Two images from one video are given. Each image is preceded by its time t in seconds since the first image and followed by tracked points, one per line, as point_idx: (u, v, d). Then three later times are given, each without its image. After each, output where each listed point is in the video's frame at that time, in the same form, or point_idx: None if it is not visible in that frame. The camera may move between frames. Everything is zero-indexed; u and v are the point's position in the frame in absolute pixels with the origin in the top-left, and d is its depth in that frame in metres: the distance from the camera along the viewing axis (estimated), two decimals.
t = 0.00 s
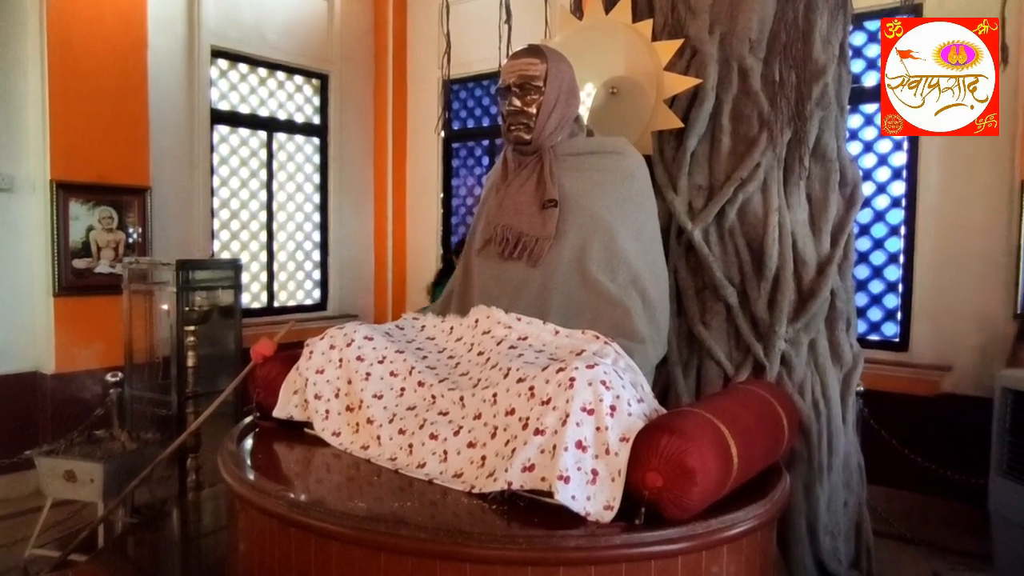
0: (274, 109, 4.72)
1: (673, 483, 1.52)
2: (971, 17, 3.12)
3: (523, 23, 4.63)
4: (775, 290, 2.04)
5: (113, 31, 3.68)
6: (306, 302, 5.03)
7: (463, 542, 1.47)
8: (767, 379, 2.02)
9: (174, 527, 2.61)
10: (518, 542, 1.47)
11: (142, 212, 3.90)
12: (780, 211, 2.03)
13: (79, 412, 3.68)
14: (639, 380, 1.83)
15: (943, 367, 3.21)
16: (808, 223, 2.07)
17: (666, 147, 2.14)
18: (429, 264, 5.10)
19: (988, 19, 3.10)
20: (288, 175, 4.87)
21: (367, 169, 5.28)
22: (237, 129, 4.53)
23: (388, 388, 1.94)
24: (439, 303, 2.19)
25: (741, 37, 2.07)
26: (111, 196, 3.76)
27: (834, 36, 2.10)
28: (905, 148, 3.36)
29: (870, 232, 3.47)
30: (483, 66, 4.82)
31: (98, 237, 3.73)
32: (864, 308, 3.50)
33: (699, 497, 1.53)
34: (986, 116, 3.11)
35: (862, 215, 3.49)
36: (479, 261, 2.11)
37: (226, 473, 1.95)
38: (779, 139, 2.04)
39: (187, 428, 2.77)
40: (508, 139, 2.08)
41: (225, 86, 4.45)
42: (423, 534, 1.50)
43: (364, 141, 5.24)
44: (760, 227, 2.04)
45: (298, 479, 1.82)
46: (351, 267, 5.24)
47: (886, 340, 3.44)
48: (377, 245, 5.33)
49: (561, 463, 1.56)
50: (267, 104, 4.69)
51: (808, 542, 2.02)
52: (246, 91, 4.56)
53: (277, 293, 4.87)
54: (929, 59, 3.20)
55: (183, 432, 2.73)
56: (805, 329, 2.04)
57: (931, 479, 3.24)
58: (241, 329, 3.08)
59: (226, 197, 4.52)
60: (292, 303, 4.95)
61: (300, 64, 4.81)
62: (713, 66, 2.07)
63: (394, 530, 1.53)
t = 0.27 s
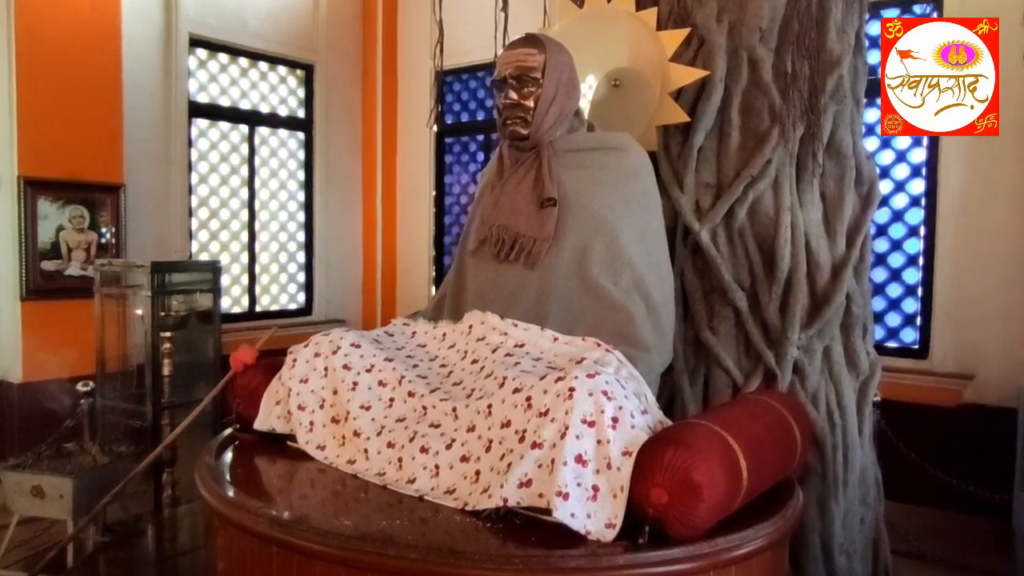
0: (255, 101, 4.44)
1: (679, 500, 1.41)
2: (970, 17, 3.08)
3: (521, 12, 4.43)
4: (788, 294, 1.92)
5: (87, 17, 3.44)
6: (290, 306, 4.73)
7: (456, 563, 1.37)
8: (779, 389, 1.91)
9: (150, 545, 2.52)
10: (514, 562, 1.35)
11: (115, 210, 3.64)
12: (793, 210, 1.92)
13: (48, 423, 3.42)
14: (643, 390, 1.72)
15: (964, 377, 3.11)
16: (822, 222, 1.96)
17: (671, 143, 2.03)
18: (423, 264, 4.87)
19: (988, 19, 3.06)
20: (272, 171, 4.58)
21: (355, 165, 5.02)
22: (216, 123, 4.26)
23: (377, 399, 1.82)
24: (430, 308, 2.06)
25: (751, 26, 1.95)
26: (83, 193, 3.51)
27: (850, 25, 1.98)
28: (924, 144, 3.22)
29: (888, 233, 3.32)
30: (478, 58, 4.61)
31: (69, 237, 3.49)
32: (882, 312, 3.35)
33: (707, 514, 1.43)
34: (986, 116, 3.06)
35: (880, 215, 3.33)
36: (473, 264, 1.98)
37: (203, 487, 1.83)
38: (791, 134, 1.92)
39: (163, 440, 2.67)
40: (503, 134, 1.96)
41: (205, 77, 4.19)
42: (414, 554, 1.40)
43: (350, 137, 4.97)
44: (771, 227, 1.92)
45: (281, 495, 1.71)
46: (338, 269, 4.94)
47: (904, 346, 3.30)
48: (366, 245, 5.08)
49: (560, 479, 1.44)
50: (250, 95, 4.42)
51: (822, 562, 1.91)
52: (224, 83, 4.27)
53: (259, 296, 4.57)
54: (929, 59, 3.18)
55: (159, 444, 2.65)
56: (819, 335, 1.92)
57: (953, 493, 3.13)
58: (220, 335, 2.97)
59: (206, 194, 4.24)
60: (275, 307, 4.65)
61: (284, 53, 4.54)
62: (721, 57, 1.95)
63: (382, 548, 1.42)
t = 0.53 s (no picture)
0: (237, 93, 4.23)
1: (687, 515, 1.31)
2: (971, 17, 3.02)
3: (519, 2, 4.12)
4: (800, 297, 1.82)
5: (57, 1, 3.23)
6: (275, 309, 4.48)
7: None
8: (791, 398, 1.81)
9: (123, 561, 2.62)
10: None
11: (90, 208, 3.44)
12: (805, 209, 1.82)
13: (17, 433, 3.20)
14: (648, 399, 1.62)
15: (987, 385, 3.00)
16: (836, 222, 1.86)
17: (678, 139, 1.93)
18: (416, 265, 4.56)
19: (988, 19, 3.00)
20: (256, 167, 4.37)
21: (344, 161, 4.73)
22: (196, 117, 4.07)
23: (366, 408, 1.72)
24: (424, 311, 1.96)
25: (762, 15, 1.85)
26: (58, 189, 3.31)
27: (866, 14, 1.88)
28: (943, 140, 3.13)
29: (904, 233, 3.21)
30: (473, 49, 4.33)
31: (41, 237, 3.30)
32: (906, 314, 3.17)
33: (715, 530, 1.32)
34: (986, 116, 3.02)
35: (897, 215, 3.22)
36: (468, 266, 1.88)
37: (181, 500, 1.72)
38: (804, 129, 1.83)
39: (140, 451, 2.60)
40: (500, 128, 1.86)
41: (184, 67, 3.99)
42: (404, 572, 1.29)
43: (339, 132, 4.69)
44: (783, 227, 1.82)
45: (264, 509, 1.60)
46: (326, 270, 4.66)
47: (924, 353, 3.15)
48: (355, 245, 4.78)
49: (560, 493, 1.34)
50: (233, 88, 4.21)
51: None
52: (207, 74, 4.09)
53: (242, 298, 4.33)
54: (929, 59, 3.14)
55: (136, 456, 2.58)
56: (833, 341, 1.82)
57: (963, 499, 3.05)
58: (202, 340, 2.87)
59: (186, 191, 4.04)
60: (260, 310, 4.41)
61: (268, 43, 4.31)
62: (730, 48, 1.85)
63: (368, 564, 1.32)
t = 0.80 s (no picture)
0: (220, 85, 3.59)
1: (695, 532, 1.21)
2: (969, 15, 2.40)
3: None
4: (813, 301, 1.73)
5: None
6: (258, 315, 3.79)
7: None
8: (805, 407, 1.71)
9: None
10: None
11: (62, 206, 2.94)
12: (819, 208, 1.72)
13: None
14: (653, 408, 1.51)
15: (1014, 392, 2.35)
16: (852, 222, 1.76)
17: (683, 134, 1.83)
18: (404, 276, 3.84)
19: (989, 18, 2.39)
20: (238, 163, 3.70)
21: (331, 155, 4.01)
22: (176, 110, 3.45)
23: (354, 418, 1.61)
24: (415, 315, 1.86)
25: (774, 3, 1.75)
26: (24, 189, 2.83)
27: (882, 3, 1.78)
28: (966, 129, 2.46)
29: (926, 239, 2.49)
30: (464, 40, 3.65)
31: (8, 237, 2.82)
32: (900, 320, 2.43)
33: (727, 548, 1.22)
34: (989, 116, 2.42)
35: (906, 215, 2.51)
36: (462, 268, 1.77)
37: (157, 514, 1.61)
38: (818, 123, 1.73)
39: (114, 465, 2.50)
40: (497, 122, 1.75)
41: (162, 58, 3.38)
42: None
43: (325, 122, 3.96)
44: (796, 227, 1.73)
45: (245, 527, 1.49)
46: (311, 277, 3.94)
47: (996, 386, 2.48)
48: (342, 250, 4.03)
49: (560, 509, 1.24)
50: (214, 78, 3.57)
51: None
52: (185, 65, 3.46)
53: (222, 303, 3.66)
54: (930, 59, 2.33)
55: (108, 470, 2.48)
56: (848, 347, 1.72)
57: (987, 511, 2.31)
58: (179, 346, 2.76)
59: (162, 189, 3.42)
60: (241, 317, 3.73)
61: (253, 32, 3.65)
62: (739, 38, 1.76)
63: None
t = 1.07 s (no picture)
0: (196, 82, 3.45)
1: (703, 559, 1.11)
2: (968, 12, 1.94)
3: None
4: (825, 313, 1.63)
5: None
6: (235, 326, 3.65)
7: None
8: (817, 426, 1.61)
9: None
10: None
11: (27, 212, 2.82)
12: (831, 215, 1.63)
13: None
14: (657, 428, 1.41)
15: None
16: (866, 230, 1.66)
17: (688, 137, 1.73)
18: (391, 285, 3.57)
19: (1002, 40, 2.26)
20: (215, 166, 3.55)
21: (313, 158, 3.81)
22: (149, 108, 3.33)
23: (337, 438, 1.50)
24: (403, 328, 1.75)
25: None
26: None
27: None
28: None
29: None
30: (455, 37, 3.39)
31: None
32: (933, 336, 2.09)
33: None
34: (988, 115, 2.03)
35: None
36: (453, 278, 1.66)
37: (124, 539, 1.50)
38: (830, 125, 1.64)
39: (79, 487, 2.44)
40: (489, 123, 1.65)
41: (135, 55, 3.27)
42: None
43: (307, 122, 3.78)
44: (808, 235, 1.63)
45: (219, 553, 1.38)
46: (291, 286, 3.79)
47: None
48: (326, 257, 3.82)
49: (557, 534, 1.14)
50: (189, 75, 3.43)
51: None
52: (161, 61, 3.34)
53: (197, 313, 3.52)
54: (930, 59, 1.84)
55: (74, 492, 2.42)
56: (862, 362, 1.63)
57: None
58: (151, 360, 2.68)
59: (133, 192, 3.30)
60: (217, 327, 3.59)
61: (230, 26, 3.51)
62: (747, 35, 1.67)
63: None
